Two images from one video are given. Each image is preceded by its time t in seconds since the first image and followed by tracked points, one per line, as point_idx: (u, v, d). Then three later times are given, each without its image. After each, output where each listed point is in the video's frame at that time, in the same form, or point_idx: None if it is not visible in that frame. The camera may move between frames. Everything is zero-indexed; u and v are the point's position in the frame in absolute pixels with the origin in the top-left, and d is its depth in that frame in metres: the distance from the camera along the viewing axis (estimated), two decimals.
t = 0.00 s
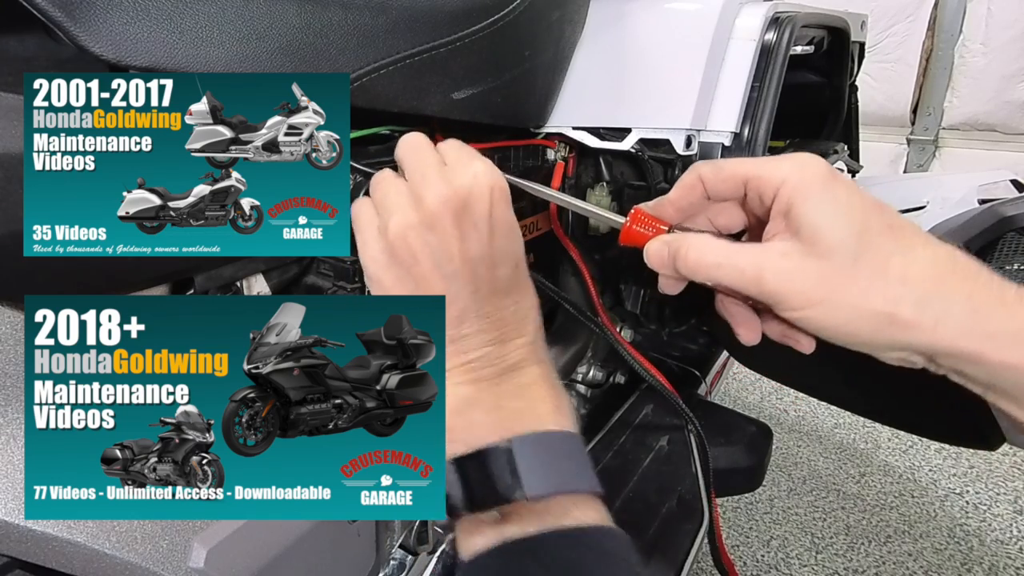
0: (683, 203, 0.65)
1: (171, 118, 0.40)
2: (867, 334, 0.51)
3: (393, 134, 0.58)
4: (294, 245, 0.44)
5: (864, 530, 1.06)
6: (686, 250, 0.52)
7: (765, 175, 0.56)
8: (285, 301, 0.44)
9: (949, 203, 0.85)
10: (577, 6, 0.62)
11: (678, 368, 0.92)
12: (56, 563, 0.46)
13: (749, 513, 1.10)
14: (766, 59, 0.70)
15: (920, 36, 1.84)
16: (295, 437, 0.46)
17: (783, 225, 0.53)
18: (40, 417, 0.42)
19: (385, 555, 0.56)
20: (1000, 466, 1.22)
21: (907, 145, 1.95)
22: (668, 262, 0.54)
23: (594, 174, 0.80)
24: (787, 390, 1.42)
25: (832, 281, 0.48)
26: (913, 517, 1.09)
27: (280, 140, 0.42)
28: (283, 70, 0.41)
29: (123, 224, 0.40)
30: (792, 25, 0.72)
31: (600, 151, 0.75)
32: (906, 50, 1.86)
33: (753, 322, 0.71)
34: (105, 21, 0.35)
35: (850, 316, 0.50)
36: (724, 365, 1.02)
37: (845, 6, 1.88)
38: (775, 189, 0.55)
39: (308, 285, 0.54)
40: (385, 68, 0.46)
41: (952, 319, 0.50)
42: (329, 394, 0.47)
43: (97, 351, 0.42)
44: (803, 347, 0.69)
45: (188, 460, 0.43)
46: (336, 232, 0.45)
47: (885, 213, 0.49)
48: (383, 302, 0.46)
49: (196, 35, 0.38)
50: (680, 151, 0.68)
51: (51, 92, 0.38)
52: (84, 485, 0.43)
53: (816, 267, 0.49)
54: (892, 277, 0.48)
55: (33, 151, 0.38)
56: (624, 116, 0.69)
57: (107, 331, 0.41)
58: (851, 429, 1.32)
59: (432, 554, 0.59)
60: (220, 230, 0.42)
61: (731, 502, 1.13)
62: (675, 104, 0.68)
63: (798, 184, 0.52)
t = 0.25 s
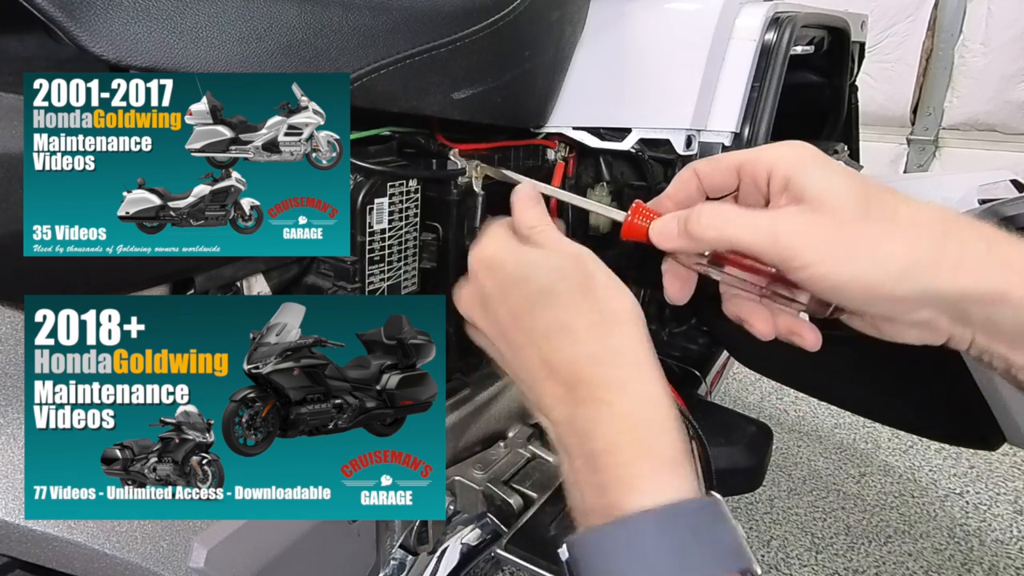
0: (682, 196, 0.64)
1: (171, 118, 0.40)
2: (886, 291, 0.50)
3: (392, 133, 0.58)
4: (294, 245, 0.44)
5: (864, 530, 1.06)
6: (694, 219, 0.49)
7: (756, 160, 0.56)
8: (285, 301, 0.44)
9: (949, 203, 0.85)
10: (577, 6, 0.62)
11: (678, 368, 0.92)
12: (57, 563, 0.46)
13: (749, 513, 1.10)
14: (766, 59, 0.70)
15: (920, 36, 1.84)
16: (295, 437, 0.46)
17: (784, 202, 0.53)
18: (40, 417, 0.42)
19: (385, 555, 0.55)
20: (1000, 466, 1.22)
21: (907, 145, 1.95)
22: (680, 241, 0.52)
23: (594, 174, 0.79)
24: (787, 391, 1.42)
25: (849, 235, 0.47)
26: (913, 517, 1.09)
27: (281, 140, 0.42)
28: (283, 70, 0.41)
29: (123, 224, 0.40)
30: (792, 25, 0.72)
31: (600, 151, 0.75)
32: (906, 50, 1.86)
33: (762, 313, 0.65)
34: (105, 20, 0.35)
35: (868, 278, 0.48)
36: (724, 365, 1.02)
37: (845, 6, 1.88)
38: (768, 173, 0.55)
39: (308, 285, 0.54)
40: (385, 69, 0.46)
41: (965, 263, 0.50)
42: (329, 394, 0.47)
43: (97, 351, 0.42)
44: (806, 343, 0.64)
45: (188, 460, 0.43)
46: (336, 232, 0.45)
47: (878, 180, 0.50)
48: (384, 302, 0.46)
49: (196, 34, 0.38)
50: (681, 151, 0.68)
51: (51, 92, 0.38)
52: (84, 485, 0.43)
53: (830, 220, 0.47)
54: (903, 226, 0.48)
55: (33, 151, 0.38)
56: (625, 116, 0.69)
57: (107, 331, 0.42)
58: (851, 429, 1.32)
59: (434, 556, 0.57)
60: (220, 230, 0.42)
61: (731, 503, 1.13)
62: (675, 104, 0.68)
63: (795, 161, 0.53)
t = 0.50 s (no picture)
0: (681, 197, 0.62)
1: (171, 118, 0.40)
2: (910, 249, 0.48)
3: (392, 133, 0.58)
4: (293, 245, 0.44)
5: (864, 530, 1.06)
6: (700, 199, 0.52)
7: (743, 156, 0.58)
8: (285, 301, 0.44)
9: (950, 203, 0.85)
10: (577, 6, 0.62)
11: (678, 368, 0.92)
12: (57, 562, 0.47)
13: (749, 513, 1.10)
14: (766, 60, 0.70)
15: (920, 36, 1.84)
16: (295, 437, 0.46)
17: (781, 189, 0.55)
18: (40, 417, 0.42)
19: (385, 555, 0.55)
20: (1000, 467, 1.22)
21: (907, 145, 1.95)
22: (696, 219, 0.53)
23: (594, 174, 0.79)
24: (787, 390, 1.42)
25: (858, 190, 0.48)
26: (913, 517, 1.09)
27: (280, 140, 0.42)
28: (283, 70, 0.41)
29: (123, 224, 0.40)
30: (792, 25, 0.72)
31: (600, 151, 0.75)
32: (906, 50, 1.86)
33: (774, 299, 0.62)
34: (104, 20, 0.34)
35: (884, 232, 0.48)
36: (724, 365, 1.02)
37: (845, 6, 1.88)
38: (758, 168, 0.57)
39: (308, 285, 0.54)
40: (385, 69, 0.45)
41: (997, 212, 0.48)
42: (329, 394, 0.47)
43: (97, 351, 0.42)
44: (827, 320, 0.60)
45: (188, 459, 0.43)
46: (336, 232, 0.45)
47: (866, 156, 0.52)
48: (384, 303, 0.46)
49: (196, 33, 0.37)
50: (681, 151, 0.68)
51: (51, 92, 0.38)
52: (84, 485, 0.43)
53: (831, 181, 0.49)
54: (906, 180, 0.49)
55: (33, 151, 0.38)
56: (625, 116, 0.69)
57: (107, 331, 0.42)
58: (851, 430, 1.32)
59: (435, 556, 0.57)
60: (220, 230, 0.42)
61: (731, 503, 1.13)
62: (676, 104, 0.68)
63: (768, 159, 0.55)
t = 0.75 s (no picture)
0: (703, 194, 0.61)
1: (171, 118, 0.40)
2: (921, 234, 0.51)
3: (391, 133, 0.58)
4: (293, 245, 0.44)
5: (864, 530, 1.06)
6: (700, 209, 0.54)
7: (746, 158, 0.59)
8: (285, 301, 0.44)
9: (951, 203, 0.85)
10: (577, 6, 0.62)
11: (678, 368, 0.92)
12: (57, 562, 0.47)
13: (749, 513, 1.10)
14: (766, 60, 0.70)
15: (920, 36, 1.84)
16: (295, 437, 0.46)
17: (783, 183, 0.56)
18: (40, 417, 0.42)
19: (385, 555, 0.55)
20: (1000, 467, 1.22)
21: (907, 146, 1.94)
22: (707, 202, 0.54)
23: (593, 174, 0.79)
24: (787, 390, 1.42)
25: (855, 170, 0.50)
26: (913, 517, 1.09)
27: (280, 140, 0.42)
28: (283, 70, 0.41)
29: (123, 224, 0.40)
30: (792, 25, 0.72)
31: (600, 151, 0.76)
32: (906, 50, 1.86)
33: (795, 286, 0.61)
34: (104, 19, 0.34)
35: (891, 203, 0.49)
36: (724, 365, 1.02)
37: (845, 6, 1.88)
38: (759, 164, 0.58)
39: (308, 285, 0.54)
40: (383, 69, 0.45)
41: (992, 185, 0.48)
42: (329, 394, 0.47)
43: (97, 351, 0.42)
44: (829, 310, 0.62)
45: (188, 459, 0.43)
46: (336, 232, 0.45)
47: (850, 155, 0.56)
48: (384, 302, 0.46)
49: (196, 34, 0.37)
50: (681, 150, 0.68)
51: (51, 92, 0.38)
52: (84, 485, 0.43)
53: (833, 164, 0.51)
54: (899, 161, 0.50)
55: (33, 151, 0.38)
56: (624, 116, 0.69)
57: (107, 331, 0.42)
58: (851, 429, 1.32)
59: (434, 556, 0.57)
60: (220, 230, 0.42)
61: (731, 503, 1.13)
62: (675, 104, 0.68)
63: (755, 166, 0.56)
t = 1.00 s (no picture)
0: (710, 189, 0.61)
1: (171, 118, 0.40)
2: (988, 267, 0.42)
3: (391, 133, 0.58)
4: (293, 245, 0.44)
5: (864, 530, 1.06)
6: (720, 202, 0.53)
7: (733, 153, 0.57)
8: (285, 301, 0.44)
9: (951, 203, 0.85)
10: (577, 6, 0.62)
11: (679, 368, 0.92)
12: (57, 562, 0.47)
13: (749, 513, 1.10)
14: (767, 60, 0.70)
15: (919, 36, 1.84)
16: (295, 437, 0.46)
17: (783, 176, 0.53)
18: (40, 417, 0.42)
19: (385, 555, 0.55)
20: (1000, 467, 1.23)
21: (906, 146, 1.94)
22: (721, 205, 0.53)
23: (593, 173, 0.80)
24: (787, 391, 1.42)
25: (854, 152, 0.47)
26: (913, 517, 1.09)
27: (280, 140, 0.42)
28: (283, 70, 0.41)
29: (123, 224, 0.40)
30: (792, 25, 0.72)
31: (600, 151, 0.76)
32: (906, 50, 1.84)
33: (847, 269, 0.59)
34: (104, 19, 0.34)
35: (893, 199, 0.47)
36: (724, 365, 1.03)
37: (845, 6, 1.88)
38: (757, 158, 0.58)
39: (308, 285, 0.54)
40: (383, 69, 0.45)
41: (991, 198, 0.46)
42: (329, 394, 0.47)
43: (97, 351, 0.42)
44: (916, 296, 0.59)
45: (188, 460, 0.43)
46: (336, 232, 0.45)
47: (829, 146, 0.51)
48: (384, 302, 0.46)
49: (196, 34, 0.37)
50: (681, 150, 0.68)
51: (51, 92, 0.38)
52: (84, 485, 0.43)
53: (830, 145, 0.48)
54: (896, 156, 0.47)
55: (33, 151, 0.38)
56: (624, 116, 0.69)
57: (107, 331, 0.42)
58: (851, 429, 1.32)
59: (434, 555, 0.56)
60: (220, 230, 0.42)
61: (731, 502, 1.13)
62: (675, 104, 0.68)
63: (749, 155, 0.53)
